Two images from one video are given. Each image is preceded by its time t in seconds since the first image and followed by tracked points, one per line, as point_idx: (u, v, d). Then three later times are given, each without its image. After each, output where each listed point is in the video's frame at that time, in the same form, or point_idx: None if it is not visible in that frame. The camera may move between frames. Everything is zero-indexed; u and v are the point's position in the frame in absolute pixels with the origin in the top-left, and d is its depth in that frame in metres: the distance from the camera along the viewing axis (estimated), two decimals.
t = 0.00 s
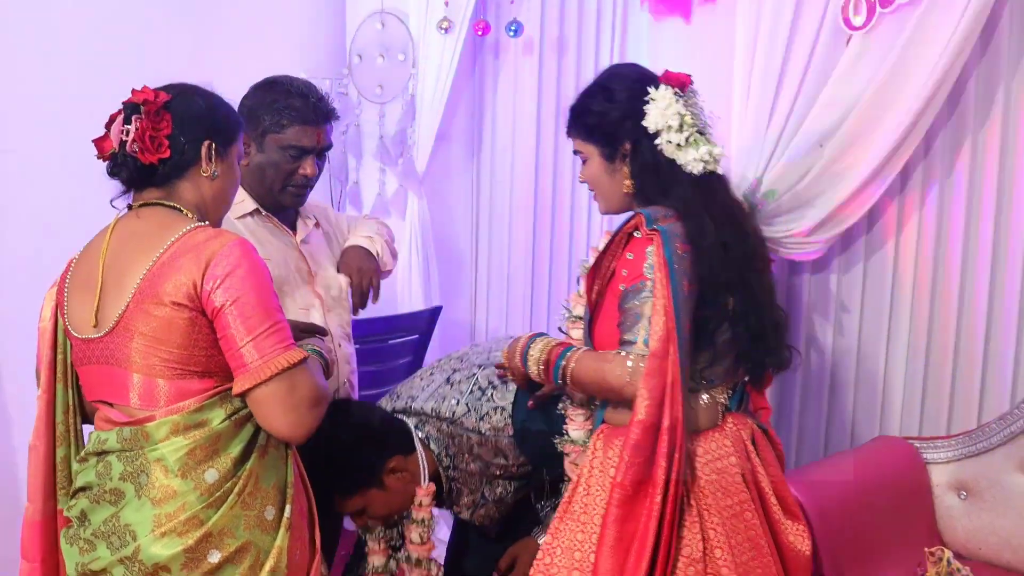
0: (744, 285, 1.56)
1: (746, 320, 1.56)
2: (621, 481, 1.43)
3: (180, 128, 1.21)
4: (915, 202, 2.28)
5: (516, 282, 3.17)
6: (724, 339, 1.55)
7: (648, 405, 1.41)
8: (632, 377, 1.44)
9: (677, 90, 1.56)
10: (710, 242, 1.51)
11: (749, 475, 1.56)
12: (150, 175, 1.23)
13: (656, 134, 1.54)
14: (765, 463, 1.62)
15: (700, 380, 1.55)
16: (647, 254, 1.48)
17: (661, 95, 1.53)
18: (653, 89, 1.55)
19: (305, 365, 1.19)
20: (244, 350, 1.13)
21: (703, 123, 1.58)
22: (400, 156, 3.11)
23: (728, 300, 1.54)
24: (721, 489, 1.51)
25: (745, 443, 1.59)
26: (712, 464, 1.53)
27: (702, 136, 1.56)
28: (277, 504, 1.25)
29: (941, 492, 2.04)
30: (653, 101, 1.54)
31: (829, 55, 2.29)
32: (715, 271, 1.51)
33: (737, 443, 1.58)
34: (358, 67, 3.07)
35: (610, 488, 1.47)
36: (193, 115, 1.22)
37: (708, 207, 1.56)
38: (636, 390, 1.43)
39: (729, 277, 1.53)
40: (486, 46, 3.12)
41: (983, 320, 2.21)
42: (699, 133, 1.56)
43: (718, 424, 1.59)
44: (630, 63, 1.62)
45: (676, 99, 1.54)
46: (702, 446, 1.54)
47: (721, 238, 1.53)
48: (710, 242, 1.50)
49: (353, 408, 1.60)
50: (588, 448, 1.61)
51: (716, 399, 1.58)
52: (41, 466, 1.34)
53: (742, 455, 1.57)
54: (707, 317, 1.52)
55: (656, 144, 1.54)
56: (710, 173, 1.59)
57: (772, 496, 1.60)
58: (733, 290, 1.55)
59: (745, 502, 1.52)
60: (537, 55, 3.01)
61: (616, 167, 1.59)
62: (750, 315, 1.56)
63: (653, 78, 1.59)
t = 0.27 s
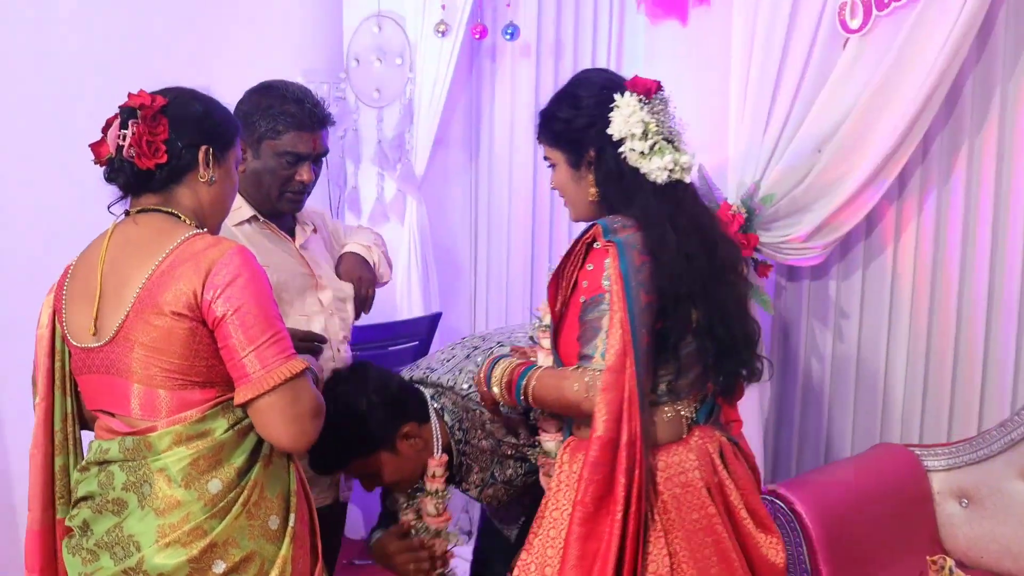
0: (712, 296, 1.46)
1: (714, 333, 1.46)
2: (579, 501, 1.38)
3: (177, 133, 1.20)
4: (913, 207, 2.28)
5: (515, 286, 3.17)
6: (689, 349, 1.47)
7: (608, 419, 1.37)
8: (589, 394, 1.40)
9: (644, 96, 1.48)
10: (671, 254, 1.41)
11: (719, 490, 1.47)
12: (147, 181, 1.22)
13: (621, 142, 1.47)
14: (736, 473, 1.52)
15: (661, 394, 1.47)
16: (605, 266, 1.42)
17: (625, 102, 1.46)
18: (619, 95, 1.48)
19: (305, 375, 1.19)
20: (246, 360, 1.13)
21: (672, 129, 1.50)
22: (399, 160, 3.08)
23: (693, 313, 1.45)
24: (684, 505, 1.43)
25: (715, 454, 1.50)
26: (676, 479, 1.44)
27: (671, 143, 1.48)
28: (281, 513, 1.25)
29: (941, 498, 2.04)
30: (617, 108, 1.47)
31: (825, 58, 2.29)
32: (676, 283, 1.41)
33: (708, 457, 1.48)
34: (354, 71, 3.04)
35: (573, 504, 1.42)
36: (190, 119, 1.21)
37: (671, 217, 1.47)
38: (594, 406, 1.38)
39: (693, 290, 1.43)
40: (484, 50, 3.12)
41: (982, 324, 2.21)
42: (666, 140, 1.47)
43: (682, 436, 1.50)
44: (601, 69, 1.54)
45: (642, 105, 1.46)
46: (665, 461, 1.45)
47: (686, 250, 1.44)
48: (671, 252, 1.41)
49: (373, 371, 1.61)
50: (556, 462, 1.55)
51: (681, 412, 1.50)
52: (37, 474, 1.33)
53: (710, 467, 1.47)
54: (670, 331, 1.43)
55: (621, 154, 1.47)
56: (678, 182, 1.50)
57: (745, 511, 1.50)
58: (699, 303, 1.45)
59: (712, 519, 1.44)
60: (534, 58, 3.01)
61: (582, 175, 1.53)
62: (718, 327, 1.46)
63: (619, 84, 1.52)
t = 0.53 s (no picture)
0: (675, 300, 1.40)
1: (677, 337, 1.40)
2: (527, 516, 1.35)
3: (186, 141, 1.22)
4: (920, 211, 2.28)
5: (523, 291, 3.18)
6: (645, 360, 1.42)
7: (555, 431, 1.33)
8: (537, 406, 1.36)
9: (608, 102, 1.43)
10: (624, 262, 1.36)
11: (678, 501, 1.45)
12: (156, 187, 1.23)
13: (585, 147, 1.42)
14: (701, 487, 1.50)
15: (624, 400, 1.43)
16: (553, 276, 1.37)
17: (588, 108, 1.41)
18: (583, 100, 1.43)
19: (313, 383, 1.20)
20: (255, 369, 1.14)
21: (638, 137, 1.44)
22: (406, 166, 3.10)
23: (650, 319, 1.39)
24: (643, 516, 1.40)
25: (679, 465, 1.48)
26: (636, 490, 1.41)
27: (635, 148, 1.43)
28: (290, 520, 1.26)
29: (949, 502, 2.03)
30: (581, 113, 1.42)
31: (831, 62, 2.30)
32: (627, 291, 1.36)
33: (668, 467, 1.45)
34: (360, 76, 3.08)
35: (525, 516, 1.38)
36: (200, 127, 1.23)
37: (628, 222, 1.41)
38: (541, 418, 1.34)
39: (649, 294, 1.38)
40: (489, 55, 3.11)
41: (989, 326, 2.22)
42: (631, 147, 1.42)
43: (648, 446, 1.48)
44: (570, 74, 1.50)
45: (605, 110, 1.42)
46: (625, 471, 1.42)
47: (641, 256, 1.37)
48: (624, 260, 1.36)
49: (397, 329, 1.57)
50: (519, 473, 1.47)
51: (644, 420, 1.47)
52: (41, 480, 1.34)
53: (673, 478, 1.45)
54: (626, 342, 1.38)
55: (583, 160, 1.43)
56: (643, 190, 1.44)
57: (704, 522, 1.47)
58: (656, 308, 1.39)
59: (669, 531, 1.41)
60: (540, 63, 3.02)
61: (548, 181, 1.49)
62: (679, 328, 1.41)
63: (587, 90, 1.47)
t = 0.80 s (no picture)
0: (632, 293, 1.30)
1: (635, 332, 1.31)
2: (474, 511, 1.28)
3: (194, 140, 1.23)
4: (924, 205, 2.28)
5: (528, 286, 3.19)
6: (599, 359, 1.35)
7: (497, 427, 1.26)
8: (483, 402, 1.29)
9: (567, 97, 1.35)
10: (571, 253, 1.27)
11: (638, 498, 1.37)
12: (162, 186, 1.24)
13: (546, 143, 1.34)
14: (667, 488, 1.41)
15: (579, 397, 1.36)
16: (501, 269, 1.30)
17: (547, 103, 1.33)
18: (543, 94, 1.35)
19: (318, 382, 1.21)
20: (261, 368, 1.15)
21: (602, 131, 1.36)
22: (410, 164, 3.09)
23: (603, 312, 1.31)
24: (598, 510, 1.33)
25: (642, 462, 1.39)
26: (591, 483, 1.34)
27: (598, 141, 1.35)
28: (296, 517, 1.27)
29: (954, 494, 2.03)
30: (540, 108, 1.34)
31: (834, 56, 2.29)
32: (574, 284, 1.26)
33: (630, 464, 1.38)
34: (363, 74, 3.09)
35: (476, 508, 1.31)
36: (207, 127, 1.24)
37: (581, 208, 1.31)
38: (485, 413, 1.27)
39: (601, 287, 1.29)
40: (493, 52, 3.13)
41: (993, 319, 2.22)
42: (593, 142, 1.34)
43: (611, 442, 1.39)
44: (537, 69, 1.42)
45: (565, 104, 1.34)
46: (580, 465, 1.35)
47: (593, 247, 1.28)
48: (572, 256, 1.27)
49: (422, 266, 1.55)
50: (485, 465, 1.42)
51: (604, 414, 1.38)
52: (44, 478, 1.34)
53: (633, 474, 1.37)
54: (576, 337, 1.29)
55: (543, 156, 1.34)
56: (607, 185, 1.35)
57: (665, 524, 1.38)
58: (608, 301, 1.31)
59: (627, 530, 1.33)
60: (543, 58, 3.01)
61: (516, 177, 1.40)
62: (639, 323, 1.31)
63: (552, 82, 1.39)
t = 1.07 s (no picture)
0: (575, 280, 1.29)
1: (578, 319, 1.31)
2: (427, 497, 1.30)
3: (196, 130, 1.22)
4: (926, 193, 2.27)
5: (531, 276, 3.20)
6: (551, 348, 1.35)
7: (436, 416, 1.29)
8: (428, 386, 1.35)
9: (520, 85, 1.35)
10: (512, 241, 1.27)
11: (597, 493, 1.34)
12: (164, 176, 1.24)
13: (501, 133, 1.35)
14: (633, 482, 1.39)
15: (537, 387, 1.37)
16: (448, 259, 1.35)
17: (499, 91, 1.33)
18: (498, 83, 1.35)
19: (320, 372, 1.21)
20: (263, 358, 1.15)
21: (559, 117, 1.36)
22: (411, 155, 3.14)
23: (547, 299, 1.31)
24: (552, 501, 1.33)
25: (606, 455, 1.37)
26: (547, 474, 1.34)
27: (554, 128, 1.34)
28: (300, 507, 1.27)
29: (955, 484, 2.03)
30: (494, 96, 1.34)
31: (834, 46, 2.29)
32: (514, 272, 1.27)
33: (591, 458, 1.36)
34: (365, 65, 3.04)
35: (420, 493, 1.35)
36: (208, 118, 1.23)
37: (528, 196, 1.31)
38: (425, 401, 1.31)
39: (543, 275, 1.29)
40: (495, 41, 3.11)
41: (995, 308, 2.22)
42: (548, 129, 1.34)
43: (573, 434, 1.39)
44: (498, 63, 1.42)
45: (517, 92, 1.34)
46: (536, 454, 1.35)
47: (534, 235, 1.28)
48: (512, 245, 1.27)
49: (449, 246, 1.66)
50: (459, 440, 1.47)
51: (563, 407, 1.38)
52: (43, 470, 1.34)
53: (595, 466, 1.36)
54: (518, 325, 1.30)
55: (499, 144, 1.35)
56: (562, 171, 1.35)
57: (626, 518, 1.35)
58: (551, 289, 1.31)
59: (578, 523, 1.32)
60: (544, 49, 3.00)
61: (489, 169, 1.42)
62: (582, 309, 1.30)
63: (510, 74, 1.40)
